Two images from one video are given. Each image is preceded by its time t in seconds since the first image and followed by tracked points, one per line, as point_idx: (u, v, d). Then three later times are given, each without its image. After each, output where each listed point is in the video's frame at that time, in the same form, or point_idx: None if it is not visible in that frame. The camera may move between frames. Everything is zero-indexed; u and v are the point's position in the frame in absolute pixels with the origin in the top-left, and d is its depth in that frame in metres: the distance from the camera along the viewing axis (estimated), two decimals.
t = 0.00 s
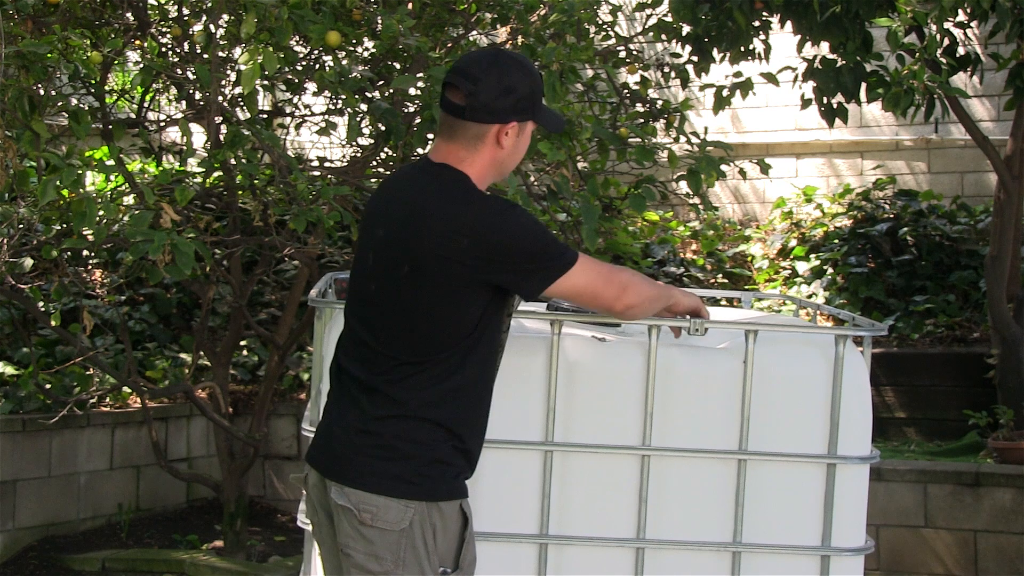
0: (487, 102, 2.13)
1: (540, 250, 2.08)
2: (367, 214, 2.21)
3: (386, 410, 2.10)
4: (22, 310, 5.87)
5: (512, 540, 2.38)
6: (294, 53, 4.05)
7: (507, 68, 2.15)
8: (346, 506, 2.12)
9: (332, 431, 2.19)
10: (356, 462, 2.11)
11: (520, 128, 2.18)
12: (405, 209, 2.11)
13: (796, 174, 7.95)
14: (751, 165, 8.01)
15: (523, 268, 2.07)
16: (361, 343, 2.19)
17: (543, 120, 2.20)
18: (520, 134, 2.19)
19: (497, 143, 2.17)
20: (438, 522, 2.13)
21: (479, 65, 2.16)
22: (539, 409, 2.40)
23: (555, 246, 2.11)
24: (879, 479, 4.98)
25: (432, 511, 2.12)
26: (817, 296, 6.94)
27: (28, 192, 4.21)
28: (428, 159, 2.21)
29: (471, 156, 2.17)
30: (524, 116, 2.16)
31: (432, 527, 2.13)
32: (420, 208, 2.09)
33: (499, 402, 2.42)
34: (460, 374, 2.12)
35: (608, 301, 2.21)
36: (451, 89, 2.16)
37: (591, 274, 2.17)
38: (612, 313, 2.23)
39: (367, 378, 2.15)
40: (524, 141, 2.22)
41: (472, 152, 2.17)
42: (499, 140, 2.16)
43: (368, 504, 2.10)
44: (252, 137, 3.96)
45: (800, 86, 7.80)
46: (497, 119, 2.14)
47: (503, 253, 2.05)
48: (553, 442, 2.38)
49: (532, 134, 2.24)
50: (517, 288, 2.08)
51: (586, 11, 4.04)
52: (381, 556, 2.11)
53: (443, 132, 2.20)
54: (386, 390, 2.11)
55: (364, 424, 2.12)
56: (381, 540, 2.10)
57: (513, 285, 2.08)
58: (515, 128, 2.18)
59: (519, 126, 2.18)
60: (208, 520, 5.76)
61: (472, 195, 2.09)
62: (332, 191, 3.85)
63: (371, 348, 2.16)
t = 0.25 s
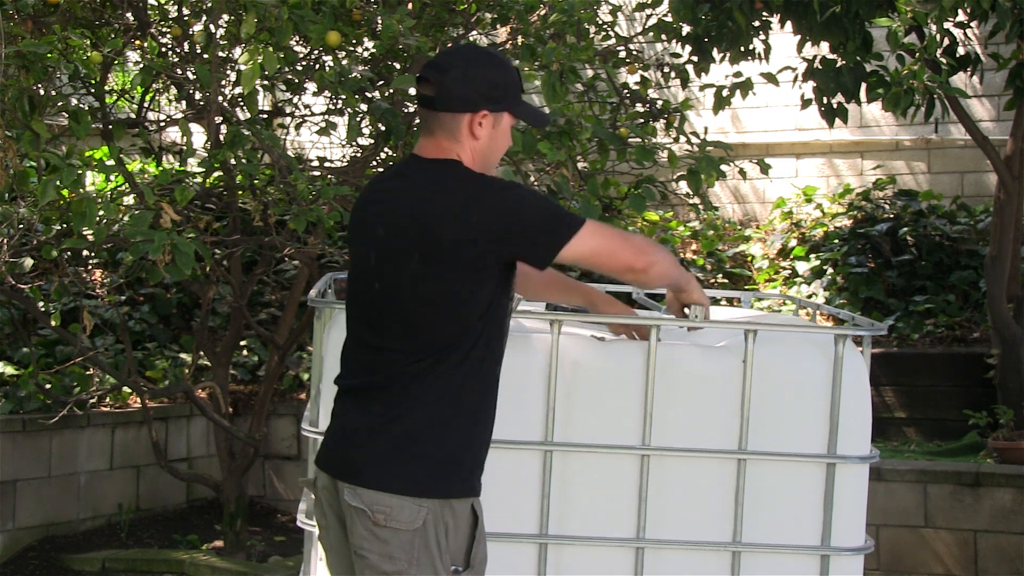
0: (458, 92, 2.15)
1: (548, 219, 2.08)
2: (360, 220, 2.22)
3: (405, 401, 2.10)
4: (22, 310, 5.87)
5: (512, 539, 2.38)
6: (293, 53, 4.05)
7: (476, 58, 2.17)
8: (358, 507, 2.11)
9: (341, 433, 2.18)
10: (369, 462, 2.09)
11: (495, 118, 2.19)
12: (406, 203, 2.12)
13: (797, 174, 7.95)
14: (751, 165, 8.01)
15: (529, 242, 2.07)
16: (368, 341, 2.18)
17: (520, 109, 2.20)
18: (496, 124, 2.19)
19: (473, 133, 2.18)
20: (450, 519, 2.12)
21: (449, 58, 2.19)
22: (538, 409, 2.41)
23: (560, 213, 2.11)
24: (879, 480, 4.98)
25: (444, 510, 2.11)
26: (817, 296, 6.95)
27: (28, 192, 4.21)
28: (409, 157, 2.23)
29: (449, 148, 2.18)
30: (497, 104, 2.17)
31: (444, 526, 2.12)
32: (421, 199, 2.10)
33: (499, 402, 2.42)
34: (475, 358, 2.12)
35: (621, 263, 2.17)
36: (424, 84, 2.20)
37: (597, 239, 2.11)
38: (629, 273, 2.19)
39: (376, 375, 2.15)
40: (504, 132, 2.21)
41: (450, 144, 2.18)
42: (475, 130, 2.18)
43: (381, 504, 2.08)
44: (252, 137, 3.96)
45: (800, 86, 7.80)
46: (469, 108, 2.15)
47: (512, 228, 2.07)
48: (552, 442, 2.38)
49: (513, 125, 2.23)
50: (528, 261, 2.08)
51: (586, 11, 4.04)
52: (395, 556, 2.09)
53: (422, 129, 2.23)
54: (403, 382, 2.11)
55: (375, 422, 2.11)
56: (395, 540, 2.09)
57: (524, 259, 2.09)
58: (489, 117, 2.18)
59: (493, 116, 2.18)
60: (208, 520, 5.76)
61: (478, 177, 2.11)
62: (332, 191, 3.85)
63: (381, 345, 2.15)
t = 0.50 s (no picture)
0: (451, 90, 2.16)
1: (546, 209, 2.08)
2: (360, 222, 2.23)
3: (409, 397, 2.10)
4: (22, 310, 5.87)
5: (510, 538, 2.38)
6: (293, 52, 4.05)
7: (469, 56, 2.18)
8: (360, 505, 2.11)
9: (343, 432, 2.19)
10: (371, 460, 2.10)
11: (489, 115, 2.18)
12: (404, 201, 2.12)
13: (797, 174, 7.95)
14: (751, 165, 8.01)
15: (527, 235, 2.07)
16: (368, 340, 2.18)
17: (514, 107, 2.19)
18: (490, 122, 2.18)
19: (466, 130, 2.17)
20: (451, 518, 2.12)
21: (443, 57, 2.19)
22: (535, 408, 2.41)
23: (558, 205, 2.11)
24: (879, 480, 4.98)
25: (446, 508, 2.11)
26: (817, 296, 6.94)
27: (28, 192, 4.21)
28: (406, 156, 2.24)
29: (443, 146, 2.18)
30: (490, 101, 2.16)
31: (446, 524, 2.12)
32: (419, 195, 2.11)
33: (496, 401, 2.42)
34: (477, 352, 2.12)
35: (619, 257, 2.17)
36: (418, 83, 2.21)
37: (593, 233, 2.11)
38: (628, 267, 2.20)
39: (376, 373, 2.15)
40: (499, 131, 2.20)
41: (444, 142, 2.18)
42: (468, 128, 2.17)
43: (382, 502, 2.09)
44: (252, 137, 3.97)
45: (800, 87, 7.80)
46: (462, 106, 2.16)
47: (511, 220, 2.07)
48: (550, 440, 2.38)
49: (509, 125, 2.22)
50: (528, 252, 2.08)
51: (586, 11, 4.04)
52: (396, 554, 2.09)
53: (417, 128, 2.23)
54: (406, 378, 2.10)
55: (377, 420, 2.12)
56: (396, 538, 2.09)
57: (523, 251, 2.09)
58: (482, 115, 2.18)
59: (487, 114, 2.18)
60: (208, 520, 5.76)
61: (472, 172, 2.11)
62: (331, 191, 3.85)
63: (382, 343, 2.15)
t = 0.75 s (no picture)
0: (459, 95, 2.14)
1: (542, 209, 2.08)
2: (359, 224, 2.23)
3: (409, 398, 2.10)
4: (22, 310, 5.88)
5: (510, 539, 2.38)
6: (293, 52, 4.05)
7: (478, 61, 2.17)
8: (361, 505, 2.11)
9: (344, 432, 2.19)
10: (373, 460, 2.10)
11: (494, 120, 2.19)
12: (402, 202, 2.13)
13: (797, 174, 7.95)
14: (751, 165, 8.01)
15: (525, 231, 2.07)
16: (369, 343, 2.19)
17: (517, 110, 2.21)
18: (495, 127, 2.19)
19: (471, 135, 2.17)
20: (452, 518, 2.12)
21: (450, 60, 2.18)
22: (535, 408, 2.41)
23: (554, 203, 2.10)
24: (879, 480, 4.98)
25: (446, 508, 2.11)
26: (817, 296, 6.95)
27: (28, 192, 4.21)
28: (406, 157, 2.23)
29: (447, 149, 2.18)
30: (497, 107, 2.17)
31: (447, 524, 2.12)
32: (416, 196, 2.11)
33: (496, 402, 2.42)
34: (477, 351, 2.12)
35: (615, 259, 2.17)
36: (425, 85, 2.19)
37: (590, 233, 2.11)
38: (623, 269, 2.19)
39: (377, 375, 2.15)
40: (501, 135, 2.22)
41: (448, 145, 2.18)
42: (474, 132, 2.17)
43: (383, 502, 2.09)
44: (252, 137, 3.97)
45: (800, 87, 7.80)
46: (470, 111, 2.15)
47: (508, 219, 2.07)
48: (549, 440, 2.38)
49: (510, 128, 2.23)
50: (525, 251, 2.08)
51: (586, 11, 4.05)
52: (396, 554, 2.09)
53: (419, 128, 2.22)
54: (407, 378, 2.11)
55: (378, 421, 2.12)
56: (397, 538, 2.09)
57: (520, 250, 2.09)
58: (488, 121, 2.18)
59: (492, 119, 2.18)
60: (208, 520, 5.76)
61: (468, 174, 2.11)
62: (332, 191, 3.85)
63: (382, 343, 2.15)
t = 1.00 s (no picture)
0: (467, 95, 2.14)
1: (545, 206, 2.08)
2: (363, 225, 2.23)
3: (417, 398, 2.10)
4: (22, 310, 5.87)
5: (510, 539, 2.38)
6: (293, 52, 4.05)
7: (486, 62, 2.17)
8: (371, 505, 2.10)
9: (352, 431, 2.19)
10: (382, 460, 2.10)
11: (501, 122, 2.19)
12: (407, 203, 2.12)
13: (797, 174, 7.95)
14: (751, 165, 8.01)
15: (530, 229, 2.07)
16: (374, 343, 2.19)
17: (523, 111, 2.21)
18: (500, 128, 2.19)
19: (478, 136, 2.17)
20: (462, 519, 2.11)
21: (458, 60, 2.17)
22: (536, 409, 2.41)
23: (559, 200, 2.10)
24: (879, 480, 4.98)
25: (456, 509, 2.11)
26: (817, 296, 6.95)
27: (28, 192, 4.21)
28: (411, 157, 2.22)
29: (453, 149, 2.17)
30: (504, 108, 2.17)
31: (456, 525, 2.11)
32: (421, 197, 2.11)
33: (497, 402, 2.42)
34: (484, 350, 2.13)
35: (618, 254, 2.18)
36: (431, 84, 2.18)
37: (594, 227, 2.12)
38: (625, 264, 2.20)
39: (384, 375, 2.15)
40: (507, 136, 2.21)
41: (454, 146, 2.17)
42: (481, 134, 2.17)
43: (393, 502, 2.08)
44: (252, 137, 3.97)
45: (800, 87, 7.81)
46: (477, 111, 2.15)
47: (512, 218, 2.07)
48: (551, 441, 2.38)
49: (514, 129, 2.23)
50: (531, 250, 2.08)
51: (586, 11, 4.05)
52: (406, 555, 2.08)
53: (425, 128, 2.21)
54: (414, 379, 2.11)
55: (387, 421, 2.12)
56: (407, 538, 2.08)
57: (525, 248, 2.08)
58: (494, 122, 2.18)
59: (499, 120, 2.18)
60: (208, 520, 5.76)
61: (471, 172, 2.11)
62: (331, 191, 3.85)
63: (389, 344, 2.15)
